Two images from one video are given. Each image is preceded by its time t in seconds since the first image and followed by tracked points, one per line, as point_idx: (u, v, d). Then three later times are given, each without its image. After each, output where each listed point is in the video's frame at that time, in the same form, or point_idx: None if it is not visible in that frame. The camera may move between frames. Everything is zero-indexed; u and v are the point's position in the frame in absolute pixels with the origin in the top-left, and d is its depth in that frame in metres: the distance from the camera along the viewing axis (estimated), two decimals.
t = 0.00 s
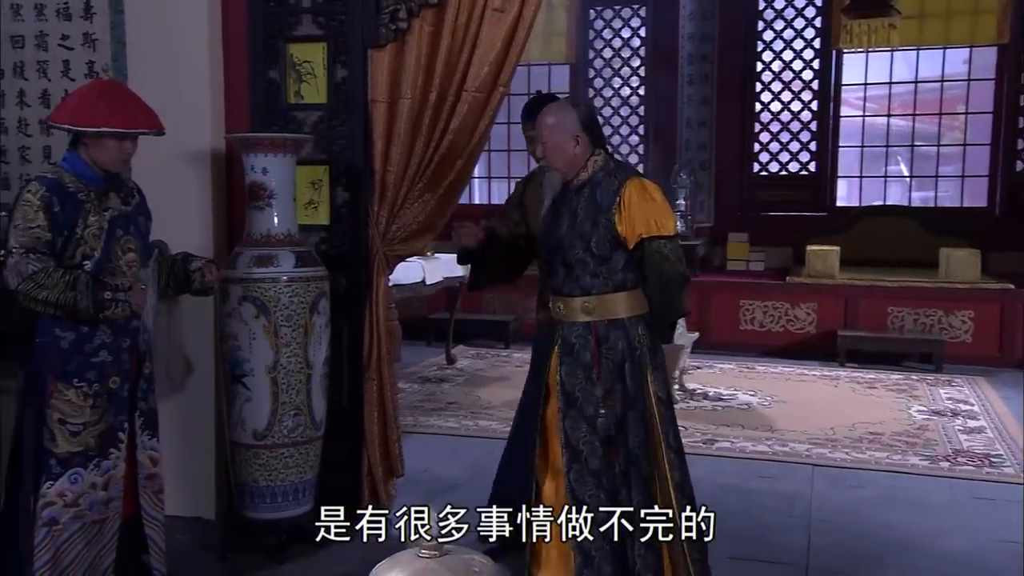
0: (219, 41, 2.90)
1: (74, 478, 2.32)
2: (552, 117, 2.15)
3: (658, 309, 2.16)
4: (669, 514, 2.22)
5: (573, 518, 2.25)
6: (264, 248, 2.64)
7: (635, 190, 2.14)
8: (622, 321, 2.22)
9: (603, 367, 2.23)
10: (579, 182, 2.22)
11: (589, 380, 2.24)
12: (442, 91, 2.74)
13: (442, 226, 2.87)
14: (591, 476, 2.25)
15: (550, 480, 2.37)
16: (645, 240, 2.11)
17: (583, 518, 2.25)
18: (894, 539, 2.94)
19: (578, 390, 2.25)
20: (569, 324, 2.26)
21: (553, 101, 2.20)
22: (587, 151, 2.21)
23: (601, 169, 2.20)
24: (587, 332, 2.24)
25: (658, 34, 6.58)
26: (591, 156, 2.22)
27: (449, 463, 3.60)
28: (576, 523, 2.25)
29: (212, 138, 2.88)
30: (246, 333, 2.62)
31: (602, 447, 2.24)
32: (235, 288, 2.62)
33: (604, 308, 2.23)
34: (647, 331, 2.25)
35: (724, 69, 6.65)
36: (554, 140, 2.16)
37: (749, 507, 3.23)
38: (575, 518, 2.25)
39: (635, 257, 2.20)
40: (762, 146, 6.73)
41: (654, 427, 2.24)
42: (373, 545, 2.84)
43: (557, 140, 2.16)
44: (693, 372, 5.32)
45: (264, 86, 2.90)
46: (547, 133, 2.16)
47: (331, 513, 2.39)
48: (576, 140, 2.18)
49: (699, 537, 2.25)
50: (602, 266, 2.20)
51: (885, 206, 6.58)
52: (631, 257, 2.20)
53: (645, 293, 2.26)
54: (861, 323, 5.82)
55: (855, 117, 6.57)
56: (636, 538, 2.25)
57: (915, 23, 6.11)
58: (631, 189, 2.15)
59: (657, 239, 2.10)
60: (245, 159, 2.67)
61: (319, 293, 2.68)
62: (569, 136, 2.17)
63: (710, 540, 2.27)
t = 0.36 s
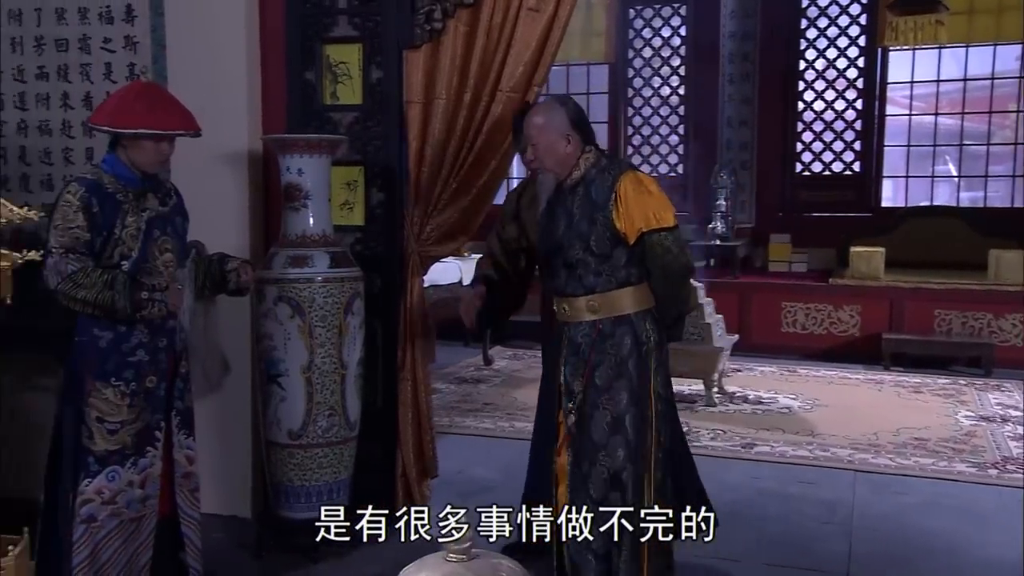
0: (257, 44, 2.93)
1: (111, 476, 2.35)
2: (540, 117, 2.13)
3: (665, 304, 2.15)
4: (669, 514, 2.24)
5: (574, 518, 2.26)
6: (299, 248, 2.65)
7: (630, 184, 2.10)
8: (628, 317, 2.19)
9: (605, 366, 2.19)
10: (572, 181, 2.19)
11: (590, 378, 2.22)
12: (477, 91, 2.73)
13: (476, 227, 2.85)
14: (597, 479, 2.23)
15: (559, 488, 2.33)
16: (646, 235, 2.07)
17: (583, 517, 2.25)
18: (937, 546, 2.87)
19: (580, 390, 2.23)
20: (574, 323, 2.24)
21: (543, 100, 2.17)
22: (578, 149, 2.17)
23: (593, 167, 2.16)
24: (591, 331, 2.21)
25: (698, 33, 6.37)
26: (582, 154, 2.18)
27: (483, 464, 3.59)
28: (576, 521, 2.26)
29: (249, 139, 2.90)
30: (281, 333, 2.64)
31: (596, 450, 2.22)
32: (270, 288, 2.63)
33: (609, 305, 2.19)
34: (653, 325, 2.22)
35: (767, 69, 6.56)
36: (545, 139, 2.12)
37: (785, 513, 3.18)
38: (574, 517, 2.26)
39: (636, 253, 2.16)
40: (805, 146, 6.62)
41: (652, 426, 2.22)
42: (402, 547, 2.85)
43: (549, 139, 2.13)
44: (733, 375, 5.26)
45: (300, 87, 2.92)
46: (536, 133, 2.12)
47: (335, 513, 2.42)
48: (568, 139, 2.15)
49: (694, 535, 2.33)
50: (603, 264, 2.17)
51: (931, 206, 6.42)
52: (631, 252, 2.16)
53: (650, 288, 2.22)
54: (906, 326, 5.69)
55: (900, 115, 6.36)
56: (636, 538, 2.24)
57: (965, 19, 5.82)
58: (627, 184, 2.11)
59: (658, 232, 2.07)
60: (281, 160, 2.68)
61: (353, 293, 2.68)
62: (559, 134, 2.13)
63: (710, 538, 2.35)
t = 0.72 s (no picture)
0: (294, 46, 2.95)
1: (148, 474, 2.37)
2: (556, 118, 2.05)
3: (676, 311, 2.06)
4: (669, 514, 2.18)
5: (574, 518, 2.21)
6: (334, 249, 2.66)
7: (643, 189, 2.01)
8: (637, 328, 2.12)
9: (612, 380, 2.14)
10: (586, 185, 2.11)
11: (597, 391, 2.17)
12: (512, 91, 2.72)
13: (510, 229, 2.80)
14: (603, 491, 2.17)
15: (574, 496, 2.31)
16: (655, 243, 1.99)
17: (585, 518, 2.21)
18: (982, 557, 2.79)
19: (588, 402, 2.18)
20: (583, 330, 2.19)
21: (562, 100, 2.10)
22: (595, 151, 2.10)
23: (607, 170, 2.08)
24: (598, 339, 2.15)
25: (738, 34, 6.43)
26: (598, 156, 2.10)
27: (518, 466, 3.58)
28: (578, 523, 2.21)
29: (286, 140, 2.92)
30: (316, 333, 2.65)
31: (602, 466, 2.16)
32: (305, 289, 2.65)
33: (618, 314, 2.12)
34: (663, 336, 2.14)
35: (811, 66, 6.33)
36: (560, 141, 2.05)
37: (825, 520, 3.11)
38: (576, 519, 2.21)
39: (647, 261, 2.08)
40: (850, 146, 6.36)
41: (660, 441, 2.17)
42: (431, 550, 2.83)
43: (565, 141, 2.06)
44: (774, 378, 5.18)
45: (336, 87, 2.94)
46: (551, 134, 2.06)
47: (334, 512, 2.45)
48: (584, 140, 2.08)
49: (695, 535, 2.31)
50: (612, 271, 2.10)
51: (982, 206, 6.07)
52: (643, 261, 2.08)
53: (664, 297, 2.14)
54: (954, 330, 5.52)
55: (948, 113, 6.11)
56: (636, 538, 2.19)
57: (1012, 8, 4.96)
58: (638, 189, 2.01)
59: (666, 242, 1.97)
60: (316, 161, 2.70)
61: (388, 294, 2.69)
62: (575, 135, 2.06)
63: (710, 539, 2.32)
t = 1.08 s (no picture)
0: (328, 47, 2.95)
1: (180, 473, 2.39)
2: (597, 98, 2.05)
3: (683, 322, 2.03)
4: (669, 514, 2.14)
5: (574, 518, 2.22)
6: (365, 250, 2.66)
7: (664, 188, 1.99)
8: (640, 334, 2.10)
9: (613, 386, 2.13)
10: (609, 175, 2.12)
11: (600, 400, 2.15)
12: (544, 90, 2.68)
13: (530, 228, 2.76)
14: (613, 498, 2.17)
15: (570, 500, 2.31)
16: (668, 247, 1.97)
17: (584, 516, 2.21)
18: None
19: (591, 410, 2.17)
20: (587, 331, 2.18)
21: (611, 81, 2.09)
22: (629, 140, 2.10)
23: (631, 164, 2.07)
24: (600, 341, 2.15)
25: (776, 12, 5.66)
26: (629, 147, 2.09)
27: (548, 469, 3.56)
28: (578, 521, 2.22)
29: (319, 141, 2.93)
30: (347, 334, 2.66)
31: (609, 476, 2.17)
32: (336, 290, 2.66)
33: (625, 318, 2.10)
34: (666, 346, 2.12)
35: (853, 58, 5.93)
36: (596, 124, 2.05)
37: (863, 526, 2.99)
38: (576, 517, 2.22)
39: (657, 265, 2.06)
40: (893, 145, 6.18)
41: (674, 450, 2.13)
42: (458, 554, 2.81)
43: (602, 123, 2.06)
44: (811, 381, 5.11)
45: (368, 89, 2.94)
46: (592, 115, 2.06)
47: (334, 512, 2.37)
48: (621, 127, 2.07)
49: (697, 533, 2.20)
50: (621, 271, 2.08)
51: None
52: (651, 264, 2.06)
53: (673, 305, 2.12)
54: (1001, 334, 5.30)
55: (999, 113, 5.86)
56: (636, 538, 2.19)
57: None
58: (659, 187, 1.99)
59: (679, 247, 1.95)
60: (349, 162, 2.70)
61: (418, 295, 2.69)
62: (613, 121, 2.06)
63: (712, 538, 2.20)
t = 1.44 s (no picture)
0: (359, 49, 2.96)
1: (210, 472, 2.41)
2: (582, 109, 2.01)
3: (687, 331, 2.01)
4: (669, 514, 2.13)
5: (574, 519, 2.15)
6: (394, 251, 2.66)
7: (670, 196, 1.97)
8: (649, 343, 2.09)
9: (622, 396, 2.12)
10: (609, 184, 2.07)
11: (619, 412, 2.13)
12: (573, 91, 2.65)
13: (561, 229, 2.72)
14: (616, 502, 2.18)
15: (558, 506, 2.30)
16: (675, 257, 1.95)
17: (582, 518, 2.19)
18: None
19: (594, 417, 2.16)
20: (593, 340, 2.15)
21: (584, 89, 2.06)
22: (623, 148, 2.05)
23: (633, 171, 2.04)
24: (608, 351, 2.13)
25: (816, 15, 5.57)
26: (626, 152, 2.05)
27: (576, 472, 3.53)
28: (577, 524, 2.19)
29: (350, 142, 2.94)
30: (376, 334, 2.66)
31: (615, 486, 2.16)
32: (365, 290, 2.66)
33: (633, 327, 2.09)
34: (677, 356, 2.11)
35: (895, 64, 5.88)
36: (588, 135, 2.01)
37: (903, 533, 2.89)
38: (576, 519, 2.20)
39: (665, 275, 2.04)
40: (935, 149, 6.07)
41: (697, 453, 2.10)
42: (485, 559, 2.79)
43: (593, 134, 2.02)
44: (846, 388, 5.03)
45: (398, 90, 2.94)
46: (580, 128, 2.01)
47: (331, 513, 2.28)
48: (613, 135, 2.03)
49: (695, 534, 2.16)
50: (627, 281, 2.06)
51: None
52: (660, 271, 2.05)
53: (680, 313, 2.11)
54: None
55: None
56: (636, 538, 2.19)
57: None
58: (666, 195, 1.97)
59: (685, 255, 1.94)
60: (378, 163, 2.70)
61: (447, 296, 2.68)
62: (603, 130, 2.02)
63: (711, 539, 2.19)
